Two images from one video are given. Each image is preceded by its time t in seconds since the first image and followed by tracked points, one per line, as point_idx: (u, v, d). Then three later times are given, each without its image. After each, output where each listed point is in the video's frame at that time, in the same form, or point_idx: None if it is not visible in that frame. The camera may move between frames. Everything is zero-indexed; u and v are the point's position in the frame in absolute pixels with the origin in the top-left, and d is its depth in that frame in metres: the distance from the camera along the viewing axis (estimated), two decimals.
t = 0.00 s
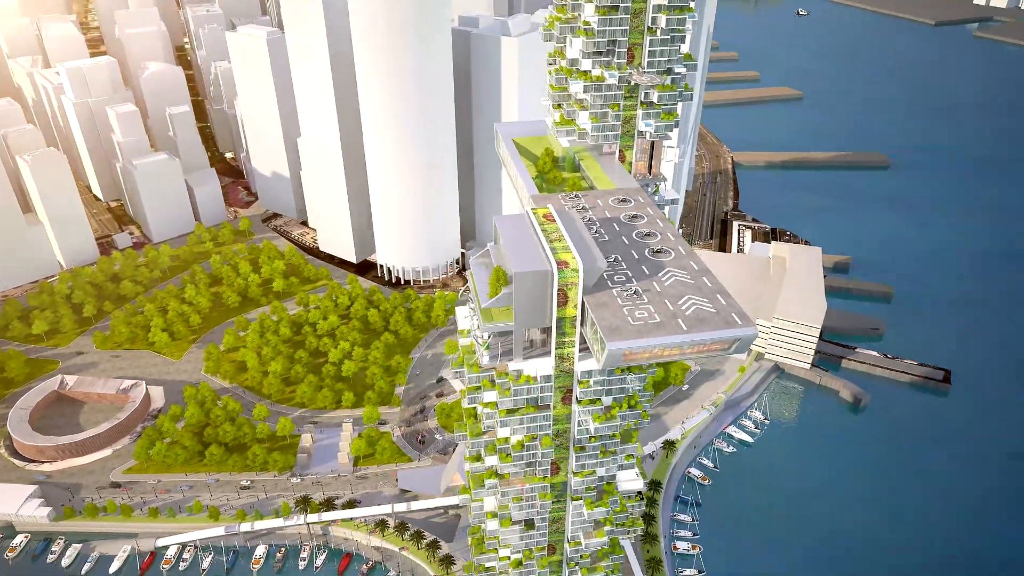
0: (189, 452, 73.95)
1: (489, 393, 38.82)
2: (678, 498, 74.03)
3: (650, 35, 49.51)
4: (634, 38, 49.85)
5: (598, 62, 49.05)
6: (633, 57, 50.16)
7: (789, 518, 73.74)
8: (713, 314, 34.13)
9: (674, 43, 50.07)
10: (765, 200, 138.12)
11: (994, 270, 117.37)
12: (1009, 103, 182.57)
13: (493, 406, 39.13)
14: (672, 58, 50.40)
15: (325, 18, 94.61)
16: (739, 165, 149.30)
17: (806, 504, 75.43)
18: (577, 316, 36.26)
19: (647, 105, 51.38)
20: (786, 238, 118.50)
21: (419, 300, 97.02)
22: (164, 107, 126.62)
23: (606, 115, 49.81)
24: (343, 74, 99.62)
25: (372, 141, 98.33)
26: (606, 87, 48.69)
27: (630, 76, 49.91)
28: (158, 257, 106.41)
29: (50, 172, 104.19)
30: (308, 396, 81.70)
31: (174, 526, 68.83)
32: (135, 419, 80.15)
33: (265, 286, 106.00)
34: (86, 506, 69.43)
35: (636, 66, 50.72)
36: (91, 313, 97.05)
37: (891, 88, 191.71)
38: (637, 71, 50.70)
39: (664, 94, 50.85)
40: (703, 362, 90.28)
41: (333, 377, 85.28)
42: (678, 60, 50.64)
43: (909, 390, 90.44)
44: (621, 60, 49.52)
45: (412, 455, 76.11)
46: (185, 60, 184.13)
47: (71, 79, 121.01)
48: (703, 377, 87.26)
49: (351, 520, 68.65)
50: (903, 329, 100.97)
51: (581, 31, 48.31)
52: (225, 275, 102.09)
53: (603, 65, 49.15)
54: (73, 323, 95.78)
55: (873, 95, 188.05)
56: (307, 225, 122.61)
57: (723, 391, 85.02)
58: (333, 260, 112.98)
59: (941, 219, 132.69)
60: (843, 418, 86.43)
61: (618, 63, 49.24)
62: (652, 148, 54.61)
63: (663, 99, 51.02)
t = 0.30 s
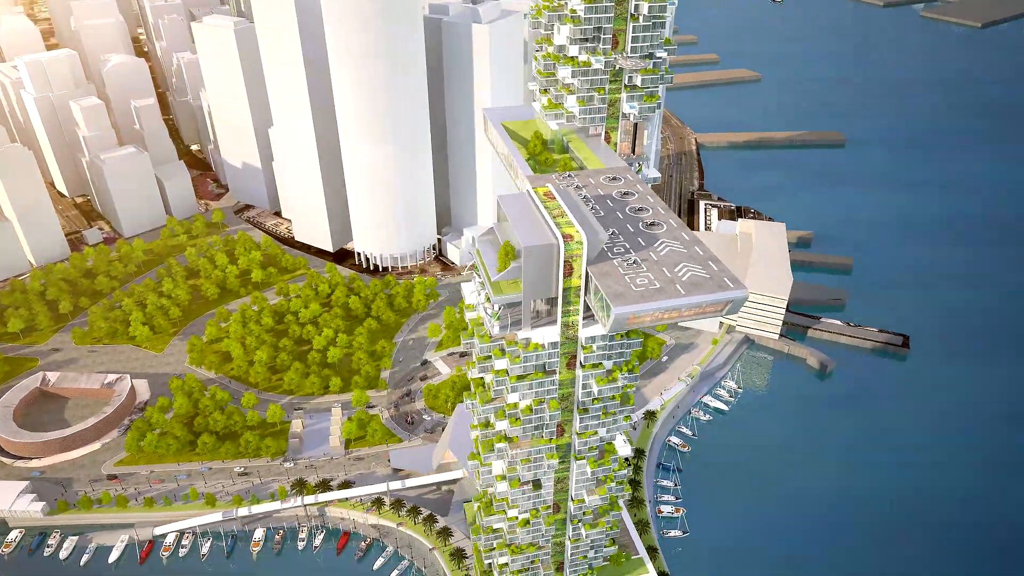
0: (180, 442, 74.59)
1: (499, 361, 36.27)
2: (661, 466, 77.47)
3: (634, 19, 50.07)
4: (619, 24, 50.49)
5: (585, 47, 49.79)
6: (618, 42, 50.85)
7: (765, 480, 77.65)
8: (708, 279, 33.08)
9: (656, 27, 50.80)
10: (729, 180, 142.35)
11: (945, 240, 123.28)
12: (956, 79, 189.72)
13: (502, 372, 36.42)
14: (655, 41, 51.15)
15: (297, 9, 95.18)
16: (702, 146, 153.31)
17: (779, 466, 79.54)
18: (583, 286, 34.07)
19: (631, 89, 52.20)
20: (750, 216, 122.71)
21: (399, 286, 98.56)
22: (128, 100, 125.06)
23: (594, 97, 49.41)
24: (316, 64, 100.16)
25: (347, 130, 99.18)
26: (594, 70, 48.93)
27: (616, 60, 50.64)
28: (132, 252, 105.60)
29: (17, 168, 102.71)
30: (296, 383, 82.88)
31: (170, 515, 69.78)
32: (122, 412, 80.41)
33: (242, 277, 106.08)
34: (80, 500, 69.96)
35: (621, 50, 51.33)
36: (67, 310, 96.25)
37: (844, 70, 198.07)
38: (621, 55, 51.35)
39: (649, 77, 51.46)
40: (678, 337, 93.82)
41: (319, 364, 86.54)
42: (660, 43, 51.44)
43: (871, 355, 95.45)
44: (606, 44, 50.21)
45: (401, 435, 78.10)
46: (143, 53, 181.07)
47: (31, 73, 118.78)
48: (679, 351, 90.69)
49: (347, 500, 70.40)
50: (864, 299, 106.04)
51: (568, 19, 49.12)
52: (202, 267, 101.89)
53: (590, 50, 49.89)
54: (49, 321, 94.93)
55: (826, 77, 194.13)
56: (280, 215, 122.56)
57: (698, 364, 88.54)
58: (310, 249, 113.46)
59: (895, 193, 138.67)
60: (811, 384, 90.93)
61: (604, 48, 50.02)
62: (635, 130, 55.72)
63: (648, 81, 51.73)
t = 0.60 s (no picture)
0: (171, 433, 75.16)
1: (506, 332, 38.00)
2: (642, 436, 81.00)
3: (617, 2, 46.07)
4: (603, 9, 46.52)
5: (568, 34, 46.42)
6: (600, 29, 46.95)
7: (738, 446, 81.67)
8: (701, 250, 34.88)
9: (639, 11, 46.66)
10: (693, 161, 146.06)
11: (900, 211, 128.93)
12: (905, 56, 196.49)
13: (508, 343, 38.44)
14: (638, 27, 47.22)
15: None
16: (666, 128, 156.70)
17: (752, 432, 83.63)
18: (583, 259, 36.19)
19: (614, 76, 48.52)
20: (715, 195, 126.44)
21: (378, 273, 99.91)
22: (91, 94, 122.98)
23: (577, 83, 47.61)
24: (287, 55, 100.28)
25: (321, 121, 99.66)
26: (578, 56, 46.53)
27: (599, 49, 46.99)
28: (105, 248, 104.82)
29: None
30: (282, 371, 84.29)
31: (166, 504, 70.64)
32: (109, 407, 80.58)
33: (219, 270, 106.17)
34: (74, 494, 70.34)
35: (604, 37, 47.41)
36: (42, 309, 95.53)
37: (799, 50, 203.34)
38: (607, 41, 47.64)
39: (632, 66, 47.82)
40: (652, 313, 97.08)
41: (304, 352, 87.63)
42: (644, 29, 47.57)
43: (834, 324, 100.24)
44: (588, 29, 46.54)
45: (391, 418, 79.98)
46: (98, 45, 176.89)
47: None
48: (653, 327, 94.01)
49: (341, 483, 72.17)
50: (825, 271, 110.87)
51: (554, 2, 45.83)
52: (178, 261, 101.69)
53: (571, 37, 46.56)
54: (25, 320, 94.13)
55: (783, 57, 199.23)
56: (252, 208, 122.35)
57: (673, 338, 92.06)
58: (285, 240, 113.73)
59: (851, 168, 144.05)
60: (779, 353, 95.33)
61: (587, 35, 46.60)
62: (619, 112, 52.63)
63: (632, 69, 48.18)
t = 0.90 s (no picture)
0: (161, 427, 75.89)
1: (510, 306, 40.55)
2: (624, 409, 84.44)
3: None
4: None
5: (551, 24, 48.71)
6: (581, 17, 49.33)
7: (714, 414, 85.38)
8: (689, 223, 37.73)
9: None
10: (658, 145, 149.77)
11: (857, 186, 134.09)
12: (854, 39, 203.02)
13: (512, 317, 41.00)
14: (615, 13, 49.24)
15: None
16: (630, 114, 160.12)
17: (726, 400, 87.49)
18: (580, 235, 38.85)
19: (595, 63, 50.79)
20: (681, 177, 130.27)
21: (357, 263, 101.18)
22: (52, 92, 121.15)
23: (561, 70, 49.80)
24: (257, 47, 100.52)
25: (293, 112, 100.27)
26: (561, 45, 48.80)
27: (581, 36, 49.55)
28: (77, 247, 103.93)
29: None
30: (269, 361, 85.09)
31: (162, 496, 71.50)
32: (96, 404, 80.76)
33: (195, 266, 106.10)
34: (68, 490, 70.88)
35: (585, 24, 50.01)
36: (16, 310, 94.66)
37: (755, 34, 208.73)
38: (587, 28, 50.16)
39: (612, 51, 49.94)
40: (626, 293, 100.43)
41: (288, 343, 88.71)
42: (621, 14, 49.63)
43: (800, 296, 104.64)
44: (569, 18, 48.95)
45: (380, 403, 81.92)
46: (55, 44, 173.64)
47: None
48: (628, 305, 97.43)
49: (336, 466, 74.12)
50: (789, 246, 115.24)
51: None
52: (154, 257, 101.46)
53: (553, 26, 48.94)
54: None
55: (740, 41, 204.30)
56: (223, 202, 121.73)
57: (648, 315, 95.61)
58: (260, 233, 113.96)
59: (809, 146, 149.12)
60: (749, 326, 99.31)
61: (568, 23, 49.03)
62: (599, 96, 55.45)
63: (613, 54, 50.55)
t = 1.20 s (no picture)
0: (153, 421, 76.60)
1: (511, 283, 43.11)
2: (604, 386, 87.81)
3: None
4: None
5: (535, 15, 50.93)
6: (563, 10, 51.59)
7: (690, 387, 89.23)
8: (677, 199, 40.69)
9: None
10: (623, 131, 153.34)
11: (814, 164, 139.18)
12: (807, 24, 209.16)
13: (512, 293, 43.56)
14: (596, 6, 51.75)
15: None
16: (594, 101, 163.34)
17: (700, 373, 91.37)
18: (575, 214, 41.56)
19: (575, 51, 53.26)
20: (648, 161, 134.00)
21: (335, 254, 102.22)
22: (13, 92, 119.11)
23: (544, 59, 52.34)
24: (227, 42, 100.69)
25: (267, 106, 100.79)
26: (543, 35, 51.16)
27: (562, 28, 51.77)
28: (48, 248, 102.93)
29: None
30: (255, 354, 86.07)
31: (159, 489, 72.56)
32: (83, 403, 80.91)
33: (172, 262, 105.95)
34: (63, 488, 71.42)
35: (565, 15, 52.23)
36: None
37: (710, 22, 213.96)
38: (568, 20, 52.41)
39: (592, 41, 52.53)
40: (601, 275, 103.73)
41: (273, 335, 89.77)
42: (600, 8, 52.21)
43: (765, 272, 109.19)
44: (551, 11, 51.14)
45: (369, 389, 83.66)
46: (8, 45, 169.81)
47: None
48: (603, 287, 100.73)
49: (329, 452, 75.91)
50: (754, 224, 119.70)
51: None
52: (130, 256, 101.15)
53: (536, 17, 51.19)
54: None
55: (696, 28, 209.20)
56: (195, 199, 121.27)
57: (622, 295, 99.06)
58: (235, 228, 114.09)
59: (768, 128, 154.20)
60: (719, 302, 103.50)
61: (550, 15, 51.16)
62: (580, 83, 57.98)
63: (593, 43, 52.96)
